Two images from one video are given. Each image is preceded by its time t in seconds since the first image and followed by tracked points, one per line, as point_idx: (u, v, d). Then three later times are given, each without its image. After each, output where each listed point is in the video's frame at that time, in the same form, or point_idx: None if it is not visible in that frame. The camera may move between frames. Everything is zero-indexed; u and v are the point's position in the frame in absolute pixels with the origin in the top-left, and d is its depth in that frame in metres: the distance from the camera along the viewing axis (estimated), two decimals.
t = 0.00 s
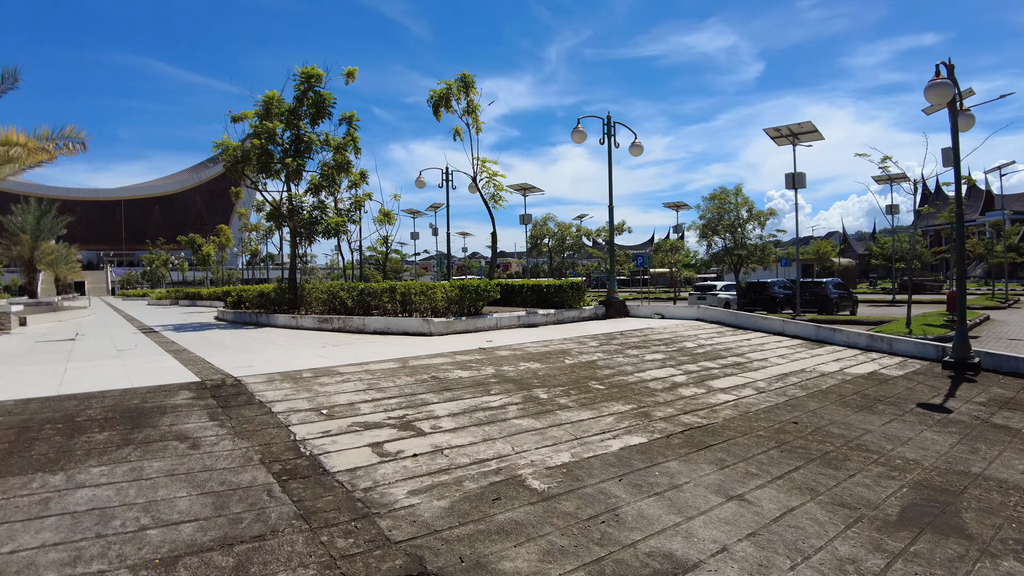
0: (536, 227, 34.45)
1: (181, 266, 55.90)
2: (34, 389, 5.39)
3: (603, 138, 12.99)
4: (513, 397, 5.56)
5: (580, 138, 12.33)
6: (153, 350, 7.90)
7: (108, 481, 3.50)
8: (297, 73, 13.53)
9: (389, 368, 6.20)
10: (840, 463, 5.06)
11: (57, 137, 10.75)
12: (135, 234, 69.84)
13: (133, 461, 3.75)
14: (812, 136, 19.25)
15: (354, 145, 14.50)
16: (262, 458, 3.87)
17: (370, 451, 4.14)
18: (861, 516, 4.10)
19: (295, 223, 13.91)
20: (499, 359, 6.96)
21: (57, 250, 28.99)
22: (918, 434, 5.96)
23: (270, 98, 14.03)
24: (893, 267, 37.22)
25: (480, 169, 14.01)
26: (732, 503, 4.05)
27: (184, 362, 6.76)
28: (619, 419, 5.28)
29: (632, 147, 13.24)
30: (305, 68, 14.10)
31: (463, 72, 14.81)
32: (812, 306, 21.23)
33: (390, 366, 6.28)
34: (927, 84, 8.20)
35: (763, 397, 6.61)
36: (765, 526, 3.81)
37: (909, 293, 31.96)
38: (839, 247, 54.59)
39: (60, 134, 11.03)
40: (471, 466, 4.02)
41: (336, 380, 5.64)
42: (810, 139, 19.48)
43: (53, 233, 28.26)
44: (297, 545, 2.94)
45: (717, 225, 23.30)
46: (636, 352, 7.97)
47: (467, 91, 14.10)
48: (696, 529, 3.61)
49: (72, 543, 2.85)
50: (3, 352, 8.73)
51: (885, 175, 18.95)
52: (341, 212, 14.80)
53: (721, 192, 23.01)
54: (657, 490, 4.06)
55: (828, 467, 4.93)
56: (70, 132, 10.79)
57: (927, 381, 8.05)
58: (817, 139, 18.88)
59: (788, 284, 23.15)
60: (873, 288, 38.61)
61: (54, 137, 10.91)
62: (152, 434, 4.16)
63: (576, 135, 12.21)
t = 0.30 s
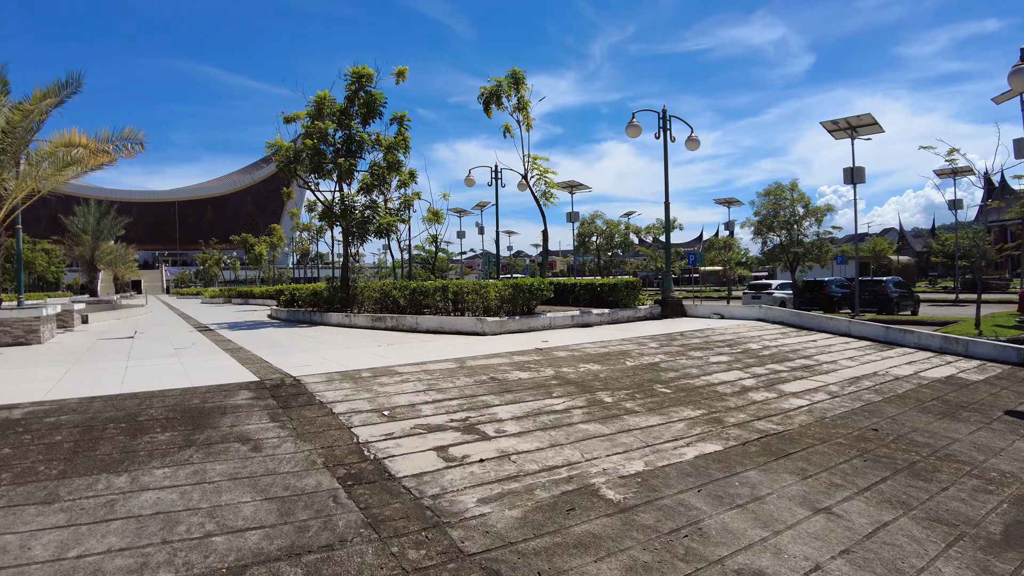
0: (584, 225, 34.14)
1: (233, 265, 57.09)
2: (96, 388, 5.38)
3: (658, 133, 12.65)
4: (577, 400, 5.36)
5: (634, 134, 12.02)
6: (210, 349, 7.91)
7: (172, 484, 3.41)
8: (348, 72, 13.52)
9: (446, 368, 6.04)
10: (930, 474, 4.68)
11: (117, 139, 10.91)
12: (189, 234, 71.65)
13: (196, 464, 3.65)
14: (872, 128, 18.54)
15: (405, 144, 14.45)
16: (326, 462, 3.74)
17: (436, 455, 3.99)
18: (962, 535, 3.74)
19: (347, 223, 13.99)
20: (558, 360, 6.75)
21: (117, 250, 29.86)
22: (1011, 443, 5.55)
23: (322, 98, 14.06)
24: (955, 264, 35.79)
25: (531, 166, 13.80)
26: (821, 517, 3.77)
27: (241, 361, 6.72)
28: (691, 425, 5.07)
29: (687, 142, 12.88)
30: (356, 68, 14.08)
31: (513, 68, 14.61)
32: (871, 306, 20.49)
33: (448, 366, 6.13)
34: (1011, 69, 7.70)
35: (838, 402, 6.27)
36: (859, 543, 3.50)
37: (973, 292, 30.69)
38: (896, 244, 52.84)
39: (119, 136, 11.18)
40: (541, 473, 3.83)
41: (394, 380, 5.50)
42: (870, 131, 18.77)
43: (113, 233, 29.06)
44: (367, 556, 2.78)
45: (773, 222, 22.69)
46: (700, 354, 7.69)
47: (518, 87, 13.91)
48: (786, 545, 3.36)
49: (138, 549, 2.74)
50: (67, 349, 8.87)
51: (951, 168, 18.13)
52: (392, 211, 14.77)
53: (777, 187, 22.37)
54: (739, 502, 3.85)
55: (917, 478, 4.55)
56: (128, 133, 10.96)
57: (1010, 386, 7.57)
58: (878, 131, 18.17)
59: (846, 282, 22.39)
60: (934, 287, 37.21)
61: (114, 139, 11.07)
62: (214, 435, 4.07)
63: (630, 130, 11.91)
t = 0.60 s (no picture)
0: (626, 222, 33.73)
1: (276, 265, 57.89)
2: (145, 391, 5.30)
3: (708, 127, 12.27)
4: (636, 407, 5.10)
5: (684, 128, 11.66)
6: (256, 349, 7.84)
7: (222, 496, 3.26)
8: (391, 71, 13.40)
9: (497, 371, 5.82)
10: None
11: (164, 140, 10.95)
12: (234, 234, 72.95)
13: (247, 474, 3.50)
14: (928, 120, 17.81)
15: (447, 142, 14.29)
16: (380, 473, 3.56)
17: (494, 466, 3.78)
18: None
19: (391, 223, 13.93)
20: (612, 364, 6.49)
21: (164, 250, 30.45)
22: None
23: (365, 97, 13.97)
24: (1012, 261, 34.37)
25: (575, 163, 13.50)
26: (914, 541, 3.41)
27: (288, 362, 6.61)
28: (760, 436, 4.82)
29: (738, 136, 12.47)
30: (398, 66, 13.94)
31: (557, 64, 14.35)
32: (927, 305, 19.71)
33: (498, 369, 5.90)
34: None
35: (912, 410, 5.89)
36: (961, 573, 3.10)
37: None
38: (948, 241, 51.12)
39: (166, 137, 11.22)
40: (607, 489, 3.62)
41: (445, 384, 5.31)
42: (926, 123, 18.03)
43: (161, 234, 29.62)
44: None
45: (822, 218, 21.99)
46: (760, 359, 7.38)
47: (562, 83, 13.64)
48: (881, 572, 3.03)
49: (188, 571, 2.58)
50: (116, 349, 8.91)
51: (1013, 160, 17.31)
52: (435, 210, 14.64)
53: (825, 182, 21.66)
54: (822, 523, 3.53)
55: (1012, 498, 4.10)
56: (175, 134, 11.02)
57: None
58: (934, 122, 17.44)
59: (900, 280, 21.61)
60: (990, 285, 35.81)
61: (161, 140, 11.12)
62: (263, 443, 3.92)
63: (680, 124, 11.56)
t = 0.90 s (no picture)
0: (670, 221, 33.25)
1: (321, 265, 58.64)
2: (196, 397, 5.25)
3: (761, 124, 11.90)
4: (700, 421, 4.89)
5: (736, 124, 11.32)
6: (304, 352, 7.78)
7: (277, 512, 3.14)
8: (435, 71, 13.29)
9: (551, 379, 5.63)
10: None
11: (213, 144, 11.02)
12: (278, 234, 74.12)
13: (301, 489, 3.38)
14: (989, 112, 17.05)
15: (492, 142, 14.13)
16: (439, 490, 3.41)
17: (556, 483, 3.60)
18: None
19: (436, 224, 13.87)
20: (668, 372, 6.26)
21: (212, 251, 31.01)
22: None
23: (409, 98, 13.89)
24: None
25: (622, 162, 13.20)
26: (1017, 572, 3.08)
27: (336, 367, 6.52)
28: (833, 452, 4.57)
29: (791, 133, 12.06)
30: (442, 67, 13.81)
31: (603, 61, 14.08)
32: (988, 306, 18.89)
33: (552, 377, 5.71)
34: None
35: (992, 423, 5.52)
36: None
37: None
38: (1006, 238, 49.19)
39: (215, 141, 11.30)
40: (678, 510, 3.45)
41: (498, 392, 5.14)
42: (987, 115, 17.26)
43: (209, 235, 30.15)
44: None
45: (875, 216, 21.24)
46: (823, 367, 7.08)
47: (608, 80, 13.38)
48: None
49: None
50: (167, 351, 8.98)
51: None
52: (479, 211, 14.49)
53: (878, 178, 20.90)
54: (911, 551, 3.24)
55: None
56: (222, 138, 11.07)
57: None
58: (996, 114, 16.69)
59: (959, 281, 20.78)
60: None
61: (210, 144, 11.19)
62: (317, 455, 3.80)
63: (731, 121, 11.21)
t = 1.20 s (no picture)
0: (721, 220, 32.62)
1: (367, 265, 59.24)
2: (252, 398, 5.17)
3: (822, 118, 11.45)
4: (774, 430, 4.64)
5: (796, 118, 10.91)
6: (357, 353, 7.70)
7: (340, 522, 3.00)
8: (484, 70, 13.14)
9: (613, 383, 5.43)
10: None
11: (266, 146, 11.07)
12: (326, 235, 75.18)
13: (363, 497, 3.24)
14: None
15: (542, 141, 13.92)
16: (506, 501, 3.24)
17: (630, 496, 3.43)
18: None
19: (485, 224, 13.73)
20: (735, 378, 6.01)
21: (262, 252, 31.51)
22: None
23: (458, 98, 13.75)
24: None
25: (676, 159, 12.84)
26: None
27: (390, 368, 6.41)
28: (921, 465, 4.25)
29: (854, 127, 11.58)
30: (491, 66, 13.65)
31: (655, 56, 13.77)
32: None
33: (613, 382, 5.49)
34: None
35: None
36: None
37: None
38: None
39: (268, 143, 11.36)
40: (762, 527, 3.23)
41: (559, 395, 4.97)
42: None
43: (260, 237, 30.62)
44: None
45: (937, 213, 20.35)
46: (897, 372, 6.71)
47: (661, 75, 13.06)
48: None
49: None
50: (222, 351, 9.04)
51: None
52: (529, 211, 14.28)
53: (940, 174, 19.97)
54: None
55: None
56: (274, 140, 11.10)
57: None
58: None
59: None
60: None
61: (263, 146, 11.25)
62: (377, 461, 3.66)
63: (791, 115, 10.81)
